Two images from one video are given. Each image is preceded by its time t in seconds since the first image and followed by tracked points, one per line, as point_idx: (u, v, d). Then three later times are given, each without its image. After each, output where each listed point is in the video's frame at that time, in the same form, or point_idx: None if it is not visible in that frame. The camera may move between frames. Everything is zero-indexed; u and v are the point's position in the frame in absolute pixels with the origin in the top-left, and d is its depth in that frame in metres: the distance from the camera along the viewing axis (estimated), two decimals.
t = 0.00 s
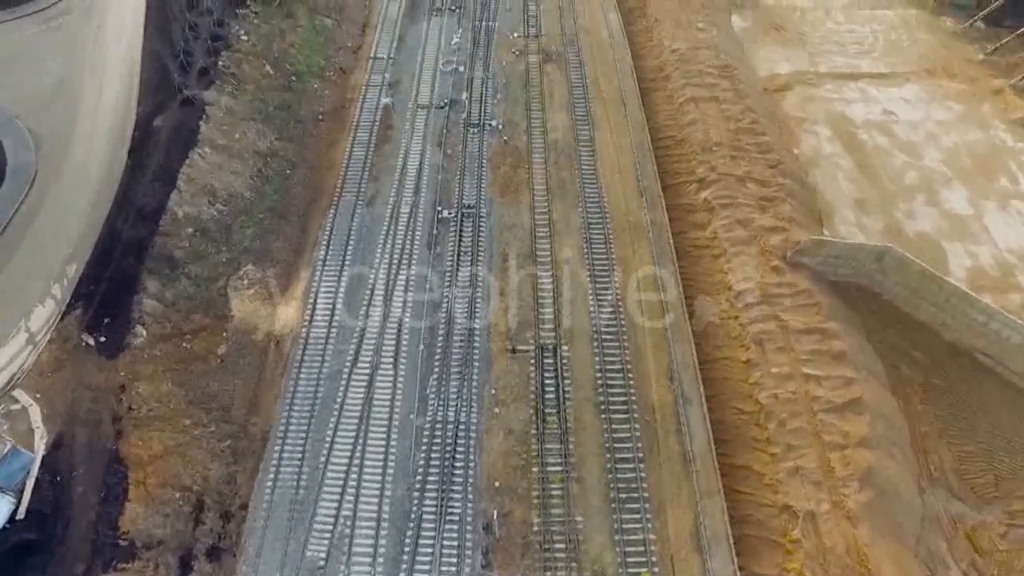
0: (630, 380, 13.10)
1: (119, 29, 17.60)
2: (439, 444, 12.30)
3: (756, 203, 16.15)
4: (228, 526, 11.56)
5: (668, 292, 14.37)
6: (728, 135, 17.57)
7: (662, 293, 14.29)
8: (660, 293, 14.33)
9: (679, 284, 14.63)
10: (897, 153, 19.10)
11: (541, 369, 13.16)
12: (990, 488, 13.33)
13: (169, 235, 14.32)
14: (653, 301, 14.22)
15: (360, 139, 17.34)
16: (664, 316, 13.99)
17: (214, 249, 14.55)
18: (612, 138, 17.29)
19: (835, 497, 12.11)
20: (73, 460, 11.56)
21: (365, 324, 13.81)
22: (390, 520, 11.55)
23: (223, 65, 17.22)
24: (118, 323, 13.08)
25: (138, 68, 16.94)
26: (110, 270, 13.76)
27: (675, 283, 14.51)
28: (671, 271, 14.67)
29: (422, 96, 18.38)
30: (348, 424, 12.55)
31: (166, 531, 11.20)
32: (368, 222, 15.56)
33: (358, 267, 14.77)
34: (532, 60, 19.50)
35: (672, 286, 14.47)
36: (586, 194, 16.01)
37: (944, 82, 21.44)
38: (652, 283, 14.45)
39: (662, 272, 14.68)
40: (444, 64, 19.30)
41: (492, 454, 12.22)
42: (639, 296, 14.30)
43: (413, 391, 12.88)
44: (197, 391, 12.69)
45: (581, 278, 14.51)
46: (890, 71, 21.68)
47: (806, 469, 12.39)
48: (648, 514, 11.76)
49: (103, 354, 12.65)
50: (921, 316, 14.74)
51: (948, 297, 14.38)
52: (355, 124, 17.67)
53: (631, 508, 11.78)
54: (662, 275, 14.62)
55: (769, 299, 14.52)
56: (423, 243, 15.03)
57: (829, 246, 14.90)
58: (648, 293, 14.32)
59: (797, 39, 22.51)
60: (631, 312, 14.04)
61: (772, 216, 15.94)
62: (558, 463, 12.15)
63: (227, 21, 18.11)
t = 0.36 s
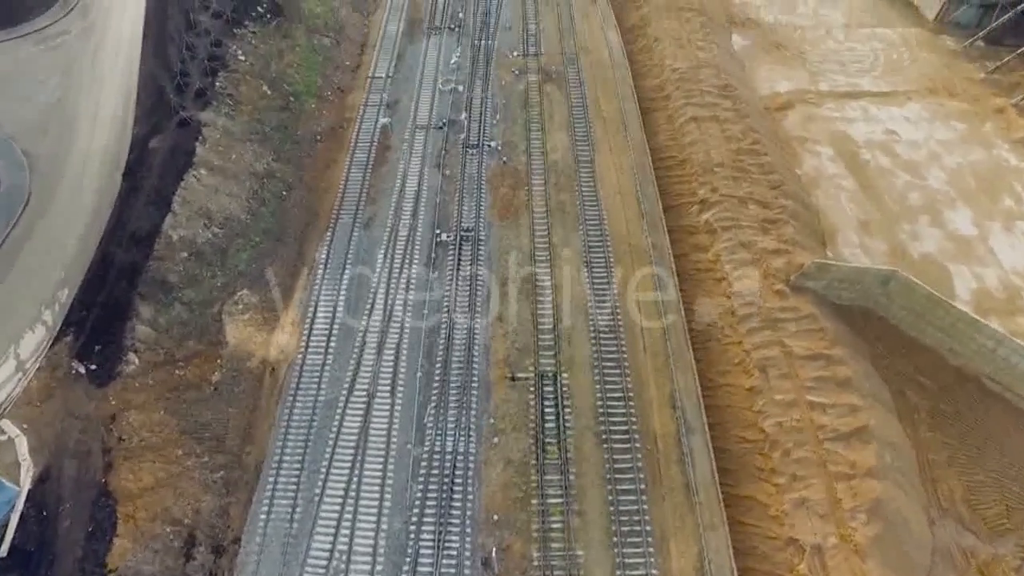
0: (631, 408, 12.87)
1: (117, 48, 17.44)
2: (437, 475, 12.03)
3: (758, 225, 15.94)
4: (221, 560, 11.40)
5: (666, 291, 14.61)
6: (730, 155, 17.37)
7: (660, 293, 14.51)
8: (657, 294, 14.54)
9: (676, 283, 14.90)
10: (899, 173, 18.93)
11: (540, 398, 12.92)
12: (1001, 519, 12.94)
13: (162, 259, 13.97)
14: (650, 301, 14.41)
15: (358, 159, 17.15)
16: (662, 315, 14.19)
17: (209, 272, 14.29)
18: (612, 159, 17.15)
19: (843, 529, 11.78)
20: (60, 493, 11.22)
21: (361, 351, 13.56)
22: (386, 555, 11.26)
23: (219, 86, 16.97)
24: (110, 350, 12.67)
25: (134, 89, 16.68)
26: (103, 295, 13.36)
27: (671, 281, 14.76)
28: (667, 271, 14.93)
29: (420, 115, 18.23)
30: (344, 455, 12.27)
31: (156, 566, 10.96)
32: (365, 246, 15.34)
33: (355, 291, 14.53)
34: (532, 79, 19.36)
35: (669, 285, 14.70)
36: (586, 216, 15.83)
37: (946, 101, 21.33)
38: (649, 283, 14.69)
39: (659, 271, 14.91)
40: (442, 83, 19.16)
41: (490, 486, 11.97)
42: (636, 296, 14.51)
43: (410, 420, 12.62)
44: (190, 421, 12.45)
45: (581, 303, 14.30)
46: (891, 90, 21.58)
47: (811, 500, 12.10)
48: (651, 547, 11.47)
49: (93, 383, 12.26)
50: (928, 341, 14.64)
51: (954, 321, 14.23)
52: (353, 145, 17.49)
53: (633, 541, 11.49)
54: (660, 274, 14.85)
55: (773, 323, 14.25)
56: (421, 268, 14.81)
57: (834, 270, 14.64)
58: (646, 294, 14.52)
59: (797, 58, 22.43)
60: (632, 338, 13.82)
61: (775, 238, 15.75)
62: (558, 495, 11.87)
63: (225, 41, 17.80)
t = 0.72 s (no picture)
0: (633, 438, 12.60)
1: (115, 69, 17.13)
2: (435, 508, 11.76)
3: (761, 248, 15.70)
4: None
5: (664, 291, 14.83)
6: (732, 176, 17.19)
7: (659, 292, 14.68)
8: (655, 293, 14.74)
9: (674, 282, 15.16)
10: (903, 194, 18.74)
11: (540, 427, 12.65)
12: (1014, 553, 12.60)
13: (156, 284, 13.68)
14: (649, 301, 14.58)
15: (356, 181, 16.97)
16: (662, 314, 14.36)
17: (203, 297, 14.05)
18: (612, 181, 17.01)
19: (852, 565, 11.47)
20: (45, 528, 10.94)
21: (358, 378, 13.31)
22: None
23: (216, 106, 16.75)
24: (101, 378, 12.35)
25: (132, 112, 16.32)
26: (95, 321, 13.02)
27: (670, 281, 14.97)
28: (665, 271, 15.12)
29: (418, 136, 18.07)
30: (339, 487, 12.00)
31: None
32: (362, 270, 15.12)
33: (352, 317, 14.29)
34: (531, 99, 19.24)
35: (667, 284, 14.90)
36: (586, 239, 15.65)
37: (948, 121, 21.19)
38: (647, 283, 14.87)
39: (656, 271, 15.13)
40: (441, 104, 19.01)
41: (489, 520, 11.68)
42: (634, 296, 14.69)
43: (407, 450, 12.37)
44: (183, 451, 12.14)
45: (582, 328, 14.07)
46: (893, 109, 21.44)
47: (819, 534, 11.78)
48: None
49: (83, 412, 11.96)
50: (935, 366, 14.53)
51: (962, 346, 14.15)
52: (350, 166, 17.32)
53: None
54: (658, 273, 15.09)
55: (778, 349, 13.94)
56: (419, 293, 14.59)
57: (838, 294, 14.39)
58: (644, 294, 14.69)
59: (798, 77, 22.32)
60: (634, 365, 13.58)
61: (778, 261, 15.49)
62: (558, 528, 11.59)
63: (223, 61, 17.65)
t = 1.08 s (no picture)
0: (635, 467, 12.35)
1: (111, 86, 16.86)
2: (433, 541, 11.47)
3: (764, 271, 15.50)
4: None
5: (662, 290, 15.12)
6: (734, 198, 17.01)
7: (657, 292, 14.95)
8: (654, 294, 14.99)
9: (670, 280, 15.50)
10: (906, 214, 18.56)
11: (541, 457, 12.40)
12: None
13: (150, 309, 13.43)
14: (648, 300, 14.82)
15: (354, 204, 16.79)
16: (661, 313, 14.59)
17: (198, 323, 13.82)
18: (612, 204, 16.88)
19: None
20: (30, 564, 10.63)
21: (355, 406, 13.06)
22: None
23: (214, 127, 16.62)
24: (91, 407, 12.09)
25: (127, 134, 15.98)
26: (86, 348, 12.75)
27: (668, 281, 15.26)
28: (663, 271, 15.39)
29: (417, 157, 17.93)
30: (335, 519, 11.71)
31: None
32: (359, 295, 14.90)
33: (349, 343, 14.05)
34: (531, 120, 19.12)
35: (666, 283, 15.19)
36: (586, 263, 15.47)
37: (951, 140, 21.05)
38: (646, 283, 15.12)
39: (654, 270, 15.44)
40: (440, 124, 18.89)
41: (488, 555, 11.37)
42: (633, 296, 14.93)
43: (404, 480, 12.11)
44: (174, 482, 11.87)
45: (583, 354, 13.86)
46: (895, 128, 21.32)
47: (827, 568, 11.44)
48: None
49: (72, 443, 11.69)
50: (943, 392, 14.26)
51: (970, 373, 13.94)
52: (349, 188, 17.15)
53: None
54: (656, 273, 15.39)
55: (782, 376, 13.67)
56: (418, 319, 14.36)
57: (845, 319, 14.13)
58: (643, 293, 14.95)
59: (799, 96, 22.21)
60: (636, 392, 13.34)
61: (781, 284, 15.29)
62: (559, 562, 11.30)
63: (221, 82, 17.58)
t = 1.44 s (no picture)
0: (638, 499, 12.09)
1: (111, 109, 16.44)
2: None
3: (768, 297, 15.27)
4: None
5: (660, 290, 15.46)
6: (736, 221, 16.83)
7: (655, 292, 15.26)
8: (652, 294, 15.29)
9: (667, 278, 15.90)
10: (910, 237, 18.37)
11: (542, 490, 12.13)
12: None
13: (144, 336, 13.10)
14: (647, 300, 15.13)
15: (352, 228, 16.66)
16: (661, 313, 14.88)
17: (193, 350, 13.54)
18: (614, 227, 16.72)
19: None
20: None
21: (352, 437, 12.79)
22: None
23: (212, 151, 16.47)
24: (82, 439, 11.73)
25: (125, 156, 15.52)
26: (77, 378, 12.29)
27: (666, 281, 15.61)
28: (661, 271, 15.73)
29: (417, 181, 17.78)
30: (331, 556, 11.42)
31: None
32: (357, 322, 14.67)
33: (347, 372, 13.81)
34: (531, 142, 18.98)
35: (664, 282, 15.54)
36: (588, 289, 15.27)
37: (953, 161, 20.92)
38: (647, 284, 15.45)
39: (653, 271, 15.78)
40: (440, 146, 18.76)
41: None
42: (633, 296, 15.23)
43: (402, 514, 11.83)
44: (166, 516, 11.61)
45: (585, 383, 13.61)
46: (897, 149, 21.20)
47: None
48: None
49: (60, 476, 11.35)
50: (952, 421, 14.03)
51: (979, 403, 13.65)
52: (347, 212, 17.01)
53: None
54: (653, 273, 15.73)
55: (786, 404, 13.41)
56: (417, 346, 14.12)
57: (850, 346, 13.88)
58: (643, 294, 15.25)
59: (800, 117, 22.10)
60: (639, 422, 13.08)
61: (785, 310, 15.06)
62: None
63: (220, 105, 17.44)
